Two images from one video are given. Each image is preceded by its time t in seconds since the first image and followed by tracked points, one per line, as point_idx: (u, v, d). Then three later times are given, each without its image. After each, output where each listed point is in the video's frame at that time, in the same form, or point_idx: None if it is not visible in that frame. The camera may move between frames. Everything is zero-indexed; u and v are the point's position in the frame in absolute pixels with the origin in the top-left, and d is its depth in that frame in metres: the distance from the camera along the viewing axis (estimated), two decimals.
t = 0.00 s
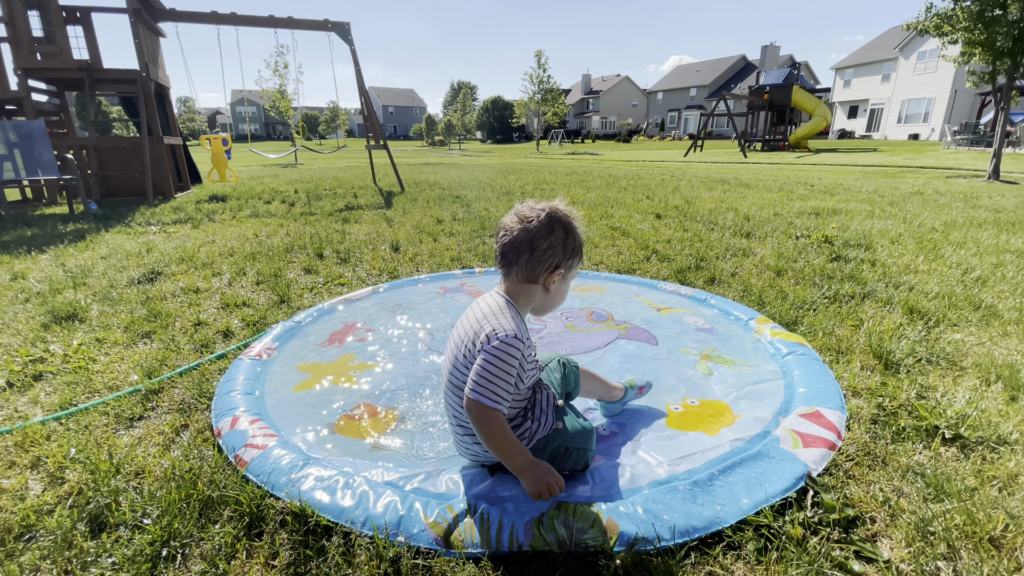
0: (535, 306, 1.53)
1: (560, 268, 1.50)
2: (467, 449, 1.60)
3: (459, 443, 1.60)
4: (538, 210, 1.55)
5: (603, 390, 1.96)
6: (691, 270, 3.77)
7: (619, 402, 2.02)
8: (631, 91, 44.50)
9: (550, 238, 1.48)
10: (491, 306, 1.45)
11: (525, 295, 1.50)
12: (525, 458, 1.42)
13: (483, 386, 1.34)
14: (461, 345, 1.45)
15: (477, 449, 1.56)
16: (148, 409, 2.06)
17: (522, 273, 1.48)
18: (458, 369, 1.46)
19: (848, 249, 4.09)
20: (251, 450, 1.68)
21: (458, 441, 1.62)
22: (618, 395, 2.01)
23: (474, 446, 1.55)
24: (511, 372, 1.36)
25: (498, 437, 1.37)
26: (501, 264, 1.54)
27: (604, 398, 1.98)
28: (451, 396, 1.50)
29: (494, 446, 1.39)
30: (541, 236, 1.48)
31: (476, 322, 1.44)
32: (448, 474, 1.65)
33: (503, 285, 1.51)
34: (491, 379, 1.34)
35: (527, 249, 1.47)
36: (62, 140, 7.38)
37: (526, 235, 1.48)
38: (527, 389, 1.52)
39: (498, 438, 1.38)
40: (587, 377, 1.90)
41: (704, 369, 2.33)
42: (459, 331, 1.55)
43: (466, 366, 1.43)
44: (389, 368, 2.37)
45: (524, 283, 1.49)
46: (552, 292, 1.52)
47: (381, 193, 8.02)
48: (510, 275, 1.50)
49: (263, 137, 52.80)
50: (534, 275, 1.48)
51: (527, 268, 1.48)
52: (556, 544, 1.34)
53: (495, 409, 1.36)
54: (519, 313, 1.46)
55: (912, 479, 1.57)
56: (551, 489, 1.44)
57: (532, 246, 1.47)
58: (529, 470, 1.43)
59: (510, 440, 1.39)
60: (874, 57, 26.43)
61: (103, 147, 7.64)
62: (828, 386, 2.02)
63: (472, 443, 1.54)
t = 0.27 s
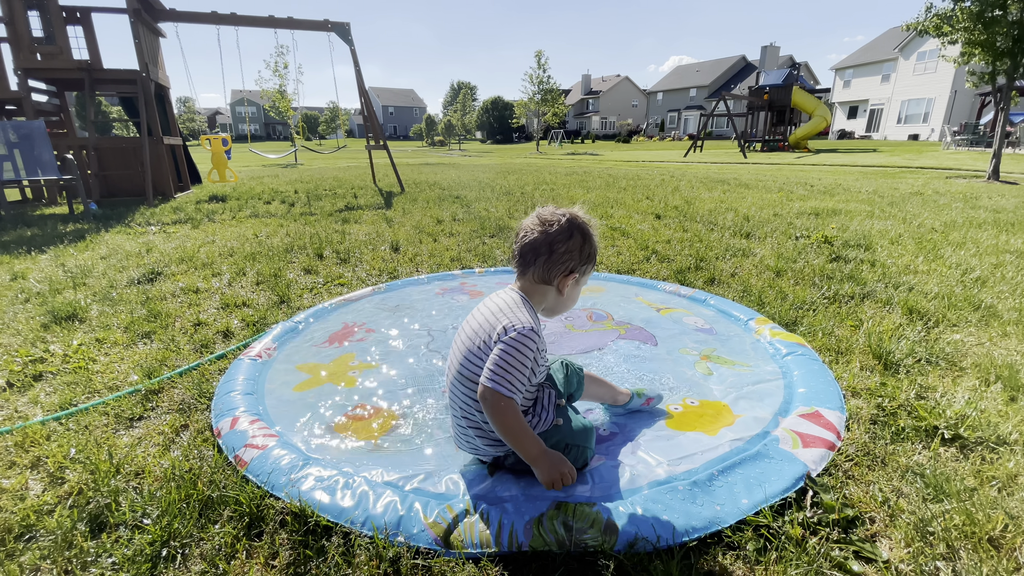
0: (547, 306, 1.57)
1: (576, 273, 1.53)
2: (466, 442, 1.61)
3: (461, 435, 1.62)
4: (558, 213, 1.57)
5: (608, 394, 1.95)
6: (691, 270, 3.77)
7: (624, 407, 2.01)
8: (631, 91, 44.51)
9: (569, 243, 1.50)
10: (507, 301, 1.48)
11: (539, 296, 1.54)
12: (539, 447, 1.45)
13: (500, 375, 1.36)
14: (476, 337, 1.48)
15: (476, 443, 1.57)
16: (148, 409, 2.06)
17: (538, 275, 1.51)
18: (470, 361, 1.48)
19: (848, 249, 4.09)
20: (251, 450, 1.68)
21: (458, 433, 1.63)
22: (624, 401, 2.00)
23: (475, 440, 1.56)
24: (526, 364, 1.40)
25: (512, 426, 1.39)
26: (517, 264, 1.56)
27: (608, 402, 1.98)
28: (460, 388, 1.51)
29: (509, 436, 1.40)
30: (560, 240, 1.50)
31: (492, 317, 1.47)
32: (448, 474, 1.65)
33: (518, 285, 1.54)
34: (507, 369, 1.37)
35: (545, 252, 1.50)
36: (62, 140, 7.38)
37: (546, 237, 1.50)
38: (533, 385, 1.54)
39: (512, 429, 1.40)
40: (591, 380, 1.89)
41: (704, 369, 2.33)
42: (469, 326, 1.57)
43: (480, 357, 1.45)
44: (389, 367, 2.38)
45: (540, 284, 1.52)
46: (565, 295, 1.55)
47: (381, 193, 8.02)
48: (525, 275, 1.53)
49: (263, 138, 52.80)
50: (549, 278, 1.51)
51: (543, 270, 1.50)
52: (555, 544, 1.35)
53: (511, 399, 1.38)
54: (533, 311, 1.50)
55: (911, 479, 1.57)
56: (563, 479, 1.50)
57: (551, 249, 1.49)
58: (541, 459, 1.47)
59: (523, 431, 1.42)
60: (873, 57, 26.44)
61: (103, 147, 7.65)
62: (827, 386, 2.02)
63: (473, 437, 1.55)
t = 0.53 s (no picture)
0: (547, 301, 1.57)
1: (574, 264, 1.53)
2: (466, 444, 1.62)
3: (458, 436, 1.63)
4: (554, 207, 1.58)
5: (608, 394, 1.96)
6: (691, 271, 3.77)
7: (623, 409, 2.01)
8: (631, 91, 44.51)
9: (564, 234, 1.51)
10: (500, 299, 1.51)
11: (538, 290, 1.53)
12: (515, 443, 1.44)
13: (479, 369, 1.38)
14: (468, 335, 1.52)
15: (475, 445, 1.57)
16: (148, 409, 2.06)
17: (535, 269, 1.51)
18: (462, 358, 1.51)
19: (847, 249, 4.09)
20: (251, 450, 1.69)
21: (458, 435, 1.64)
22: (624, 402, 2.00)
23: (474, 441, 1.56)
24: (507, 360, 1.40)
25: (488, 421, 1.40)
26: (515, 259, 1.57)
27: (607, 403, 1.98)
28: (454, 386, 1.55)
29: (485, 430, 1.41)
30: (555, 233, 1.51)
31: (484, 314, 1.50)
32: (448, 474, 1.65)
33: (515, 281, 1.55)
34: (487, 364, 1.39)
35: (541, 245, 1.51)
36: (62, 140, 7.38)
37: (541, 230, 1.51)
38: (531, 388, 1.55)
39: (488, 424, 1.40)
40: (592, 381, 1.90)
41: (703, 369, 2.33)
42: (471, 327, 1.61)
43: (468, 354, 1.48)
44: (388, 368, 2.38)
45: (537, 278, 1.52)
46: (565, 287, 1.55)
47: (380, 193, 8.02)
48: (523, 270, 1.53)
49: (263, 138, 52.79)
50: (547, 271, 1.51)
51: (540, 263, 1.51)
52: (554, 544, 1.35)
53: (489, 394, 1.39)
54: (525, 308, 1.51)
55: (910, 479, 1.57)
56: (539, 476, 1.48)
57: (547, 242, 1.50)
58: (518, 455, 1.46)
59: (501, 428, 1.41)
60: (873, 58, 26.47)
61: (103, 147, 7.65)
62: (826, 387, 2.02)
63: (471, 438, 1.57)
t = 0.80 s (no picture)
0: (550, 308, 1.58)
1: (580, 275, 1.54)
2: (465, 442, 1.61)
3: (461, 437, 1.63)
4: (563, 216, 1.58)
5: (608, 398, 1.96)
6: (690, 271, 3.77)
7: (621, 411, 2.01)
8: (631, 91, 44.51)
9: (573, 245, 1.51)
10: (509, 303, 1.49)
11: (543, 298, 1.54)
12: (522, 453, 1.41)
13: (493, 377, 1.36)
14: (474, 339, 1.49)
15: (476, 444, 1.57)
16: (148, 410, 2.06)
17: (542, 278, 1.52)
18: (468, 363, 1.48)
19: (847, 250, 4.09)
20: (251, 450, 1.69)
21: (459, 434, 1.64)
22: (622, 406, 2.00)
23: (475, 440, 1.56)
24: (520, 369, 1.39)
25: (498, 429, 1.38)
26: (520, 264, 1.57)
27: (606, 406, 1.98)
28: (457, 389, 1.52)
29: (493, 438, 1.39)
30: (565, 243, 1.51)
31: (492, 320, 1.48)
32: (448, 474, 1.66)
33: (520, 286, 1.55)
34: (501, 373, 1.37)
35: (549, 254, 1.51)
36: (62, 140, 7.38)
37: (551, 240, 1.51)
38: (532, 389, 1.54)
39: (497, 431, 1.39)
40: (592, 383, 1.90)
41: (703, 370, 2.33)
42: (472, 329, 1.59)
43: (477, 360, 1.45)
44: (388, 368, 2.38)
45: (543, 286, 1.53)
46: (569, 297, 1.57)
47: (380, 194, 8.01)
48: (529, 277, 1.54)
49: (263, 138, 52.77)
50: (554, 281, 1.52)
51: (547, 272, 1.51)
52: (555, 544, 1.35)
53: (500, 403, 1.38)
54: (533, 315, 1.51)
55: (910, 480, 1.58)
56: (540, 493, 1.43)
57: (555, 252, 1.50)
58: (523, 466, 1.42)
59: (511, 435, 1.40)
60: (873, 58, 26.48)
61: (103, 147, 7.65)
62: (826, 387, 2.03)
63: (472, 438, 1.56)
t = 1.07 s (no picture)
0: (544, 302, 1.58)
1: (570, 267, 1.54)
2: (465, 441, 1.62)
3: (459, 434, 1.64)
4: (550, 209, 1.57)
5: (609, 399, 1.94)
6: (691, 271, 3.77)
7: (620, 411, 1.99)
8: (631, 91, 44.51)
9: (560, 237, 1.51)
10: (498, 300, 1.52)
11: (535, 293, 1.55)
12: (510, 433, 1.41)
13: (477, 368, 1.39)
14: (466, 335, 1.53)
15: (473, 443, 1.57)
16: (148, 410, 2.06)
17: (531, 273, 1.52)
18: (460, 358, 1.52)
19: (847, 250, 4.09)
20: (251, 450, 1.69)
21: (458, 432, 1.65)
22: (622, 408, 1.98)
23: (475, 440, 1.57)
24: (505, 359, 1.41)
25: (483, 416, 1.38)
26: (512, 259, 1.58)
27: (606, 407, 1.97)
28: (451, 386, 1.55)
29: (479, 425, 1.39)
30: (552, 236, 1.50)
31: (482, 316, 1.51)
32: (448, 474, 1.65)
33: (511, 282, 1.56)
34: (485, 362, 1.40)
35: (536, 248, 1.51)
36: (62, 140, 7.38)
37: (537, 233, 1.51)
38: (529, 388, 1.56)
39: (483, 417, 1.39)
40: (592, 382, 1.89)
41: (704, 370, 2.33)
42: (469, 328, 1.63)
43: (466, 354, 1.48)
44: (388, 368, 2.38)
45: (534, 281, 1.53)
46: (561, 290, 1.56)
47: (380, 194, 8.00)
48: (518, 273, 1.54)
49: (262, 138, 52.76)
50: (543, 274, 1.52)
51: (535, 267, 1.51)
52: (555, 545, 1.35)
53: (486, 392, 1.39)
54: (524, 311, 1.53)
55: (911, 480, 1.57)
56: (533, 471, 1.43)
57: (543, 246, 1.50)
58: (512, 447, 1.42)
59: (497, 423, 1.40)
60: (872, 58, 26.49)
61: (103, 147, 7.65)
62: (826, 387, 2.02)
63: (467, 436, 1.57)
